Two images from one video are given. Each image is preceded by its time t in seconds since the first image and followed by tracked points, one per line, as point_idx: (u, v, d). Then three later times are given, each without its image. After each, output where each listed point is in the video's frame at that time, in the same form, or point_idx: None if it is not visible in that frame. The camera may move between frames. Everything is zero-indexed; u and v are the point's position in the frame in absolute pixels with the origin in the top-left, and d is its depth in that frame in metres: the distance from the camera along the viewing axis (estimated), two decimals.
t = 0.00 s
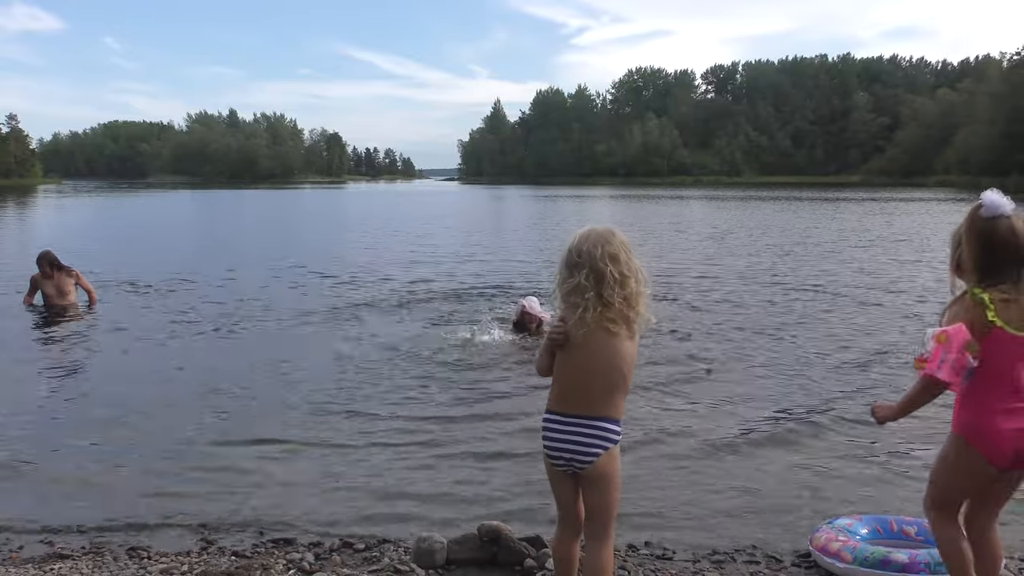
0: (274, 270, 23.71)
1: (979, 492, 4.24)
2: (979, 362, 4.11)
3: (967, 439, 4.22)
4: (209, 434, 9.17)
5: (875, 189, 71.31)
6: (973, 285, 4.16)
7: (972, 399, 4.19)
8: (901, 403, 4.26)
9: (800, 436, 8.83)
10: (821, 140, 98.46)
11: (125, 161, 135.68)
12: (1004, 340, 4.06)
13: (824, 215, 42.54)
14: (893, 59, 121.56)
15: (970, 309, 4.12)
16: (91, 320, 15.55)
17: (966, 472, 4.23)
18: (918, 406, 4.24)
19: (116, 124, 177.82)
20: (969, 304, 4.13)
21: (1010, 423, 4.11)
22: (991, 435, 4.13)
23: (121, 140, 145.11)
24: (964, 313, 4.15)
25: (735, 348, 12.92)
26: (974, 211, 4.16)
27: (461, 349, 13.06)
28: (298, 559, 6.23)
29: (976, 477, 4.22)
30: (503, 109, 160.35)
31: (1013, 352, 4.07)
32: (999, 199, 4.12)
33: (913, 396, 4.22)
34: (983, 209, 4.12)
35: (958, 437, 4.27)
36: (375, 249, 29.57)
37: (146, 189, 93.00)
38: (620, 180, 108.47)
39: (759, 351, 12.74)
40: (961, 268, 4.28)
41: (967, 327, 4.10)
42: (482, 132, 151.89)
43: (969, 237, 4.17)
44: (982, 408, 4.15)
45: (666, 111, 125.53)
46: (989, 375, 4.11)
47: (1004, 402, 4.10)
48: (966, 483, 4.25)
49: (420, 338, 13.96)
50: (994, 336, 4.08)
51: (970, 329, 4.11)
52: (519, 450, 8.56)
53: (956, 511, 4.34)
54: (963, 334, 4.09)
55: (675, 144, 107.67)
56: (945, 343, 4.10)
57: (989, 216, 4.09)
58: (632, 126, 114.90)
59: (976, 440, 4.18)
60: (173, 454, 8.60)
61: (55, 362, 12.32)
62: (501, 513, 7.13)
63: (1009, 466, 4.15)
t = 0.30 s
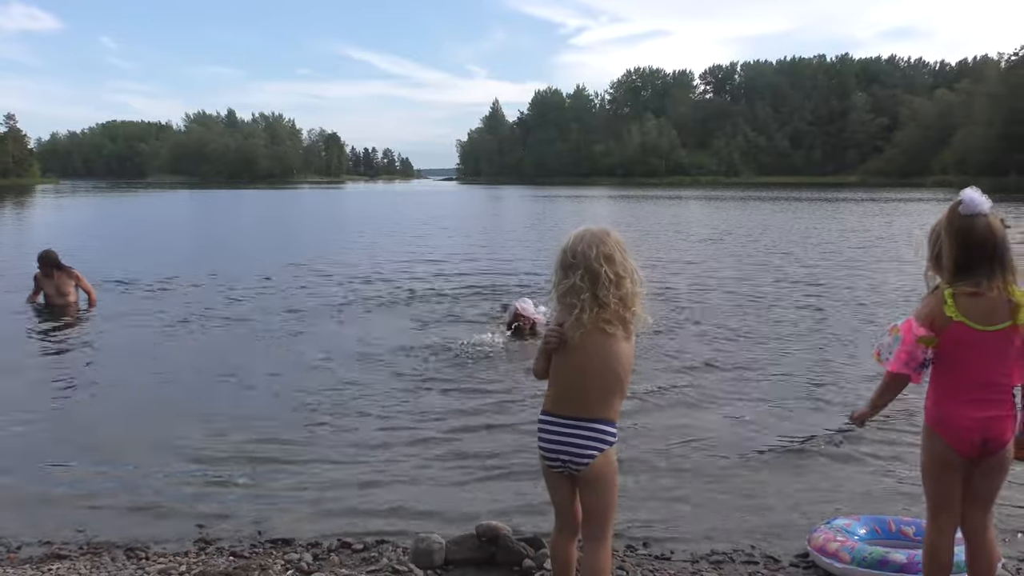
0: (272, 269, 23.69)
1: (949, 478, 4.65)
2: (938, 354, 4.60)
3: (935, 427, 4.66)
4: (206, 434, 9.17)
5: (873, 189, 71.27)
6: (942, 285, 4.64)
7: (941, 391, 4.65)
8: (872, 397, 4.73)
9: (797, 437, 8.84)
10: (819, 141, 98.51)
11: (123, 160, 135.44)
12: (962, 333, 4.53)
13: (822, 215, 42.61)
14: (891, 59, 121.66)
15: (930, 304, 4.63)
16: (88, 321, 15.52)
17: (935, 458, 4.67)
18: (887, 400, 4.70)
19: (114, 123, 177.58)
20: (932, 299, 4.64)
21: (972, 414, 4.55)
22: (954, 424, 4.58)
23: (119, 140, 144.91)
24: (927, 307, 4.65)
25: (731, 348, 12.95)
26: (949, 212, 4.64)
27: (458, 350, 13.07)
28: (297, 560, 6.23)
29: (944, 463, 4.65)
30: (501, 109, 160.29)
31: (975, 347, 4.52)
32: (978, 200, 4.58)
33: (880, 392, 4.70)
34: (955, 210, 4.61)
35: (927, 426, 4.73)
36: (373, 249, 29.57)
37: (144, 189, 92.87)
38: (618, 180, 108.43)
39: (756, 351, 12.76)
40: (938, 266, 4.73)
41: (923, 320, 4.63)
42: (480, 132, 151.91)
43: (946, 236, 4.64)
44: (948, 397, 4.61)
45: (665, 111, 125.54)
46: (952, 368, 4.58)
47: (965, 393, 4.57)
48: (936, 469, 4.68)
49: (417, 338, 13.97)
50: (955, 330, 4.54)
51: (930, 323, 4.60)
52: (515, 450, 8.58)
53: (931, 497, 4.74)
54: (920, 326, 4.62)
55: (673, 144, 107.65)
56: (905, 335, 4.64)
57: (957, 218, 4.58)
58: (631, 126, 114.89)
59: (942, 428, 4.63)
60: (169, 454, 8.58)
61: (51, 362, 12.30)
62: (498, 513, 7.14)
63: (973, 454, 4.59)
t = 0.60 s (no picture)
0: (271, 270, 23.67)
1: (937, 476, 4.72)
2: (920, 354, 4.74)
3: (922, 425, 4.75)
4: (204, 434, 9.17)
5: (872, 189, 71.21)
6: (927, 287, 4.75)
7: (927, 390, 4.74)
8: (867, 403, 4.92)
9: (796, 437, 8.85)
10: (818, 141, 98.53)
11: (122, 160, 135.28)
12: (942, 333, 4.65)
13: (821, 215, 42.60)
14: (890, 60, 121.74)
15: (914, 307, 4.79)
16: (88, 321, 15.51)
17: (923, 456, 4.75)
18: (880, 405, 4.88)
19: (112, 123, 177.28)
20: (916, 302, 4.79)
21: (957, 412, 4.62)
22: (938, 421, 4.66)
23: (117, 140, 144.77)
24: (913, 311, 4.82)
25: (731, 348, 12.95)
26: (936, 214, 4.75)
27: (458, 350, 13.06)
28: (296, 560, 6.22)
29: (930, 460, 4.73)
30: (500, 110, 160.26)
31: (959, 346, 4.60)
32: (961, 203, 4.67)
33: (874, 398, 4.90)
34: (939, 213, 4.73)
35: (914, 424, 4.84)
36: (372, 249, 29.53)
37: (143, 189, 92.76)
38: (617, 180, 108.42)
39: (755, 351, 12.76)
40: (923, 268, 4.84)
41: (905, 322, 4.82)
42: (479, 132, 151.83)
43: (930, 239, 4.74)
44: (933, 396, 4.70)
45: (663, 111, 125.45)
46: (936, 368, 4.68)
47: (946, 392, 4.66)
48: (923, 465, 4.76)
49: (416, 338, 13.96)
50: (936, 330, 4.67)
51: (914, 325, 4.76)
52: (514, 450, 8.58)
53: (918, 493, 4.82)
54: (903, 328, 4.82)
55: (672, 144, 107.59)
56: (887, 338, 4.87)
57: (942, 220, 4.69)
58: (630, 126, 114.87)
59: (926, 426, 4.72)
60: (167, 454, 8.58)
61: (50, 362, 12.29)
62: (496, 513, 7.14)
63: (958, 452, 4.66)
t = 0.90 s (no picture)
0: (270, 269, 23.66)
1: (941, 474, 4.75)
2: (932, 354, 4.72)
3: (929, 423, 4.75)
4: (203, 434, 9.16)
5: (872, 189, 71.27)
6: (941, 288, 4.74)
7: (936, 389, 4.73)
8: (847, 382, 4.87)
9: (796, 438, 8.85)
10: (818, 141, 98.58)
11: (122, 160, 135.36)
12: (957, 334, 4.62)
13: (820, 215, 42.63)
14: (889, 60, 121.92)
15: (927, 306, 4.73)
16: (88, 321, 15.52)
17: (929, 454, 4.76)
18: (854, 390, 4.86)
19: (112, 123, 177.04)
20: (930, 301, 4.74)
21: (966, 413, 4.62)
22: (948, 421, 4.66)
23: (117, 139, 144.67)
24: (924, 310, 4.75)
25: (731, 348, 12.95)
26: (949, 214, 4.77)
27: (458, 350, 13.05)
28: (295, 560, 6.22)
29: (935, 458, 4.75)
30: (499, 110, 160.29)
31: (972, 347, 4.60)
32: (965, 208, 4.74)
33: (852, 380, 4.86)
34: (947, 217, 4.76)
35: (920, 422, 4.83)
36: (371, 250, 29.53)
37: (142, 189, 92.72)
38: (617, 180, 108.41)
39: (755, 351, 12.78)
40: (936, 270, 4.84)
41: (917, 320, 4.74)
42: (479, 132, 151.79)
43: (941, 242, 4.76)
44: (943, 395, 4.69)
45: (663, 111, 125.47)
46: (945, 368, 4.68)
47: (956, 393, 4.65)
48: (927, 463, 4.78)
49: (416, 338, 13.96)
50: (951, 331, 4.64)
51: (928, 324, 4.70)
52: (514, 450, 8.57)
53: (920, 490, 4.85)
54: (914, 325, 4.74)
55: (672, 145, 107.71)
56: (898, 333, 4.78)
57: (952, 223, 4.72)
58: (629, 126, 114.94)
59: (933, 425, 4.72)
60: (166, 454, 8.57)
61: (49, 363, 12.28)
62: (494, 514, 7.14)
63: (965, 450, 4.67)
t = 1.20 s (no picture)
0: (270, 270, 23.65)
1: (943, 471, 4.78)
2: (938, 353, 4.71)
3: (932, 424, 4.77)
4: (202, 434, 9.16)
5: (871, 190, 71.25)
6: (939, 288, 4.75)
7: (938, 390, 4.75)
8: (848, 378, 4.82)
9: (795, 438, 8.85)
10: (817, 141, 98.59)
11: (122, 160, 135.33)
12: (962, 334, 4.62)
13: (819, 216, 42.63)
14: (888, 61, 122.01)
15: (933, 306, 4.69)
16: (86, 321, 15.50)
17: (929, 452, 4.80)
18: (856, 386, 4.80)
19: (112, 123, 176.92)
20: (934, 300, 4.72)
21: (969, 413, 4.66)
22: (950, 421, 4.69)
23: (116, 139, 144.61)
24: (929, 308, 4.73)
25: (729, 348, 12.95)
26: (939, 219, 4.83)
27: (456, 350, 13.04)
28: (294, 560, 6.21)
29: (938, 458, 4.78)
30: (499, 110, 160.28)
31: (973, 348, 4.63)
32: (953, 214, 4.82)
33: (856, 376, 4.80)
34: (943, 219, 4.80)
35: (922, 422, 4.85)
36: (371, 249, 29.50)
37: (142, 189, 92.68)
38: (616, 180, 108.43)
39: (754, 351, 12.78)
40: (931, 273, 4.88)
41: (924, 319, 4.70)
42: (478, 132, 151.80)
43: (934, 245, 4.81)
44: (946, 395, 4.71)
45: (663, 111, 125.55)
46: (949, 368, 4.68)
47: (961, 393, 4.67)
48: (929, 462, 4.81)
49: (415, 338, 13.96)
50: (956, 332, 4.64)
51: (935, 323, 4.67)
52: (513, 451, 8.57)
53: (923, 488, 4.87)
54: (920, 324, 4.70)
55: (672, 145, 107.69)
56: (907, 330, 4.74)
57: (947, 226, 4.77)
58: (629, 126, 114.97)
59: (936, 425, 4.75)
60: (167, 454, 8.56)
61: (49, 362, 12.27)
62: (493, 514, 7.12)
63: (967, 449, 4.71)
